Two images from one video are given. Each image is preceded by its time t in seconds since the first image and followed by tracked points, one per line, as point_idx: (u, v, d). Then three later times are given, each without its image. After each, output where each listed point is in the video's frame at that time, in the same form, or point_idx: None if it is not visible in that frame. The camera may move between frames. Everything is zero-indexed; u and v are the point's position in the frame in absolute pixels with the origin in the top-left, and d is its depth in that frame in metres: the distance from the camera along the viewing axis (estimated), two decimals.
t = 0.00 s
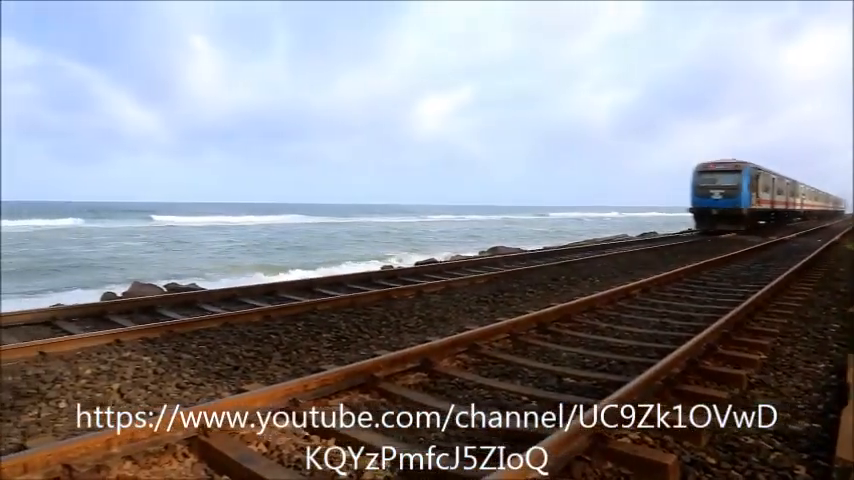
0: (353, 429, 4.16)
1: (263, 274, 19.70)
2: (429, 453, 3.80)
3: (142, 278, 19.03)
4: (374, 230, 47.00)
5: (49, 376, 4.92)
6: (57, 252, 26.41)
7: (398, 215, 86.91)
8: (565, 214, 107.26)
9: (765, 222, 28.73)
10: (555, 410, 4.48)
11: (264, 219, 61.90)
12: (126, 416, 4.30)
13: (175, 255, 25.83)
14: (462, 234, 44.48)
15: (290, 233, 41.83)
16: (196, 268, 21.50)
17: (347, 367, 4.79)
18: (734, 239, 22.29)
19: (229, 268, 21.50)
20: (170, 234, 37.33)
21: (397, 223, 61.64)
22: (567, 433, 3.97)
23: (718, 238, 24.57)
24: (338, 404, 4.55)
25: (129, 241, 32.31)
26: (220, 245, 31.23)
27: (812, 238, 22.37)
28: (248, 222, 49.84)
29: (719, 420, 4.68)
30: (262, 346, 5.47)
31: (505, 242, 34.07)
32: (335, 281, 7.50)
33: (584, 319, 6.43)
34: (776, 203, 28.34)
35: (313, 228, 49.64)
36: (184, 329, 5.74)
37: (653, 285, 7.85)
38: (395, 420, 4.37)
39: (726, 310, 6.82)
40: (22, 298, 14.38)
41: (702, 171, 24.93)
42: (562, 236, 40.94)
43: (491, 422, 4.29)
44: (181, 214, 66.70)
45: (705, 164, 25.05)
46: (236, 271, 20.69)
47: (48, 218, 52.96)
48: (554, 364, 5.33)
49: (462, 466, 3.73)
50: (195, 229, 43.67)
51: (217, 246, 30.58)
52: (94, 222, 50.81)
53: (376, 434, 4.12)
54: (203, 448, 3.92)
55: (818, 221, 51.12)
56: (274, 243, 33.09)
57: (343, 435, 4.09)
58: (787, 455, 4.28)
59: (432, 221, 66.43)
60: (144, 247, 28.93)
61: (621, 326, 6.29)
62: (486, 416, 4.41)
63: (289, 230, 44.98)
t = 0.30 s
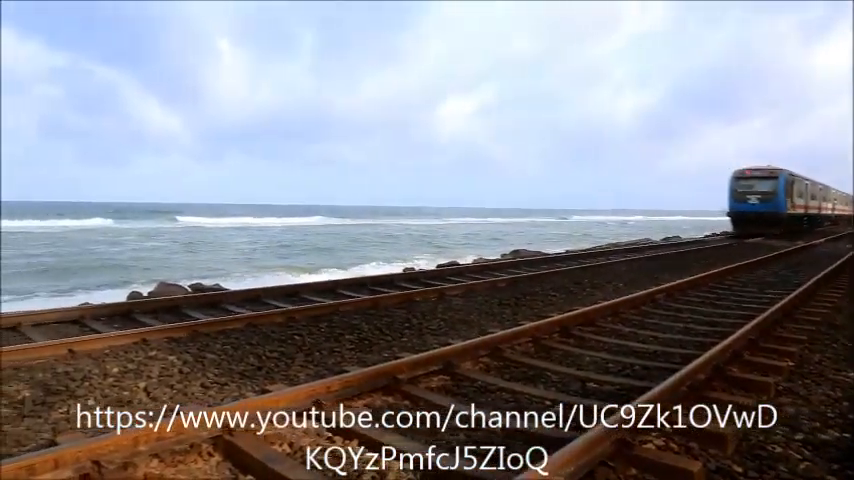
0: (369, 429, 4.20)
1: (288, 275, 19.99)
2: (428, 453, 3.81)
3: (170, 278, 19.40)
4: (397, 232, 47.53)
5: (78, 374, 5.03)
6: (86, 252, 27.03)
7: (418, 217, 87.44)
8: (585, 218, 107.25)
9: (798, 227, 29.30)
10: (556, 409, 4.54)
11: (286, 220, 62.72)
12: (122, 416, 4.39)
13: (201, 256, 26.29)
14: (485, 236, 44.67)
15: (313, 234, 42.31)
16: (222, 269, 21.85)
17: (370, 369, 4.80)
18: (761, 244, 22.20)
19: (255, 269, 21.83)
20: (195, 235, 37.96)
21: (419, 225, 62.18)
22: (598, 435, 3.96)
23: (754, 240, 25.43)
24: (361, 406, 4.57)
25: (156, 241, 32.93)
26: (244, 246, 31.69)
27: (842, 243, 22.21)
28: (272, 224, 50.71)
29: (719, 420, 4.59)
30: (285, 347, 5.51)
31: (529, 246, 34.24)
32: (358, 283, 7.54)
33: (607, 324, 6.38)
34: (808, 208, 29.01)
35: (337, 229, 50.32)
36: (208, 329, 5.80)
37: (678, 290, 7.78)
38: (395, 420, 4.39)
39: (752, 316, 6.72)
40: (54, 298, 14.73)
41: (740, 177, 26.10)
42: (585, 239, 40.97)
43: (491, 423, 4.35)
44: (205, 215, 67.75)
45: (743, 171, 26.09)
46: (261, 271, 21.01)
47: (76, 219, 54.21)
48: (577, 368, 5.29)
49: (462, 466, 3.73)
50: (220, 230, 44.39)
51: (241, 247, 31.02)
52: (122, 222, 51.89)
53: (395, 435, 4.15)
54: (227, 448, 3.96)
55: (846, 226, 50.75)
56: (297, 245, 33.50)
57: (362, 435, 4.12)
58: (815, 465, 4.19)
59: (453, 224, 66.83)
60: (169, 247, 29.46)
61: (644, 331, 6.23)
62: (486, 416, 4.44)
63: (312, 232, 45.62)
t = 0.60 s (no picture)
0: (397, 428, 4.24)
1: (318, 275, 20.21)
2: (430, 452, 3.85)
3: (204, 278, 19.80)
4: (426, 233, 47.75)
5: (117, 371, 5.17)
6: (121, 252, 27.68)
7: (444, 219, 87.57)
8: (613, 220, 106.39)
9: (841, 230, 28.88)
10: (557, 410, 4.56)
11: (314, 221, 63.36)
12: (124, 416, 4.48)
13: (234, 256, 26.79)
14: (514, 238, 44.65)
15: (343, 235, 42.75)
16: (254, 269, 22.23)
17: (403, 371, 4.81)
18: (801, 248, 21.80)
19: (286, 269, 22.14)
20: (228, 236, 38.66)
21: (447, 227, 62.32)
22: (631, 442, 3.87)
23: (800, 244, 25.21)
24: (393, 407, 4.58)
25: (189, 242, 33.65)
26: (275, 246, 32.14)
27: None
28: (302, 226, 51.36)
29: (719, 420, 4.50)
30: (317, 347, 5.56)
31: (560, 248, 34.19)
32: (389, 284, 7.57)
33: (640, 328, 6.29)
34: None
35: (365, 230, 50.78)
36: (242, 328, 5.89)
37: (713, 294, 7.64)
38: (395, 420, 4.38)
39: (791, 321, 6.55)
40: (95, 295, 15.16)
41: (787, 181, 25.93)
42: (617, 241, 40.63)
43: (491, 423, 4.38)
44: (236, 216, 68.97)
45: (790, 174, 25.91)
46: (291, 272, 21.29)
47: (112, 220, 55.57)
48: (610, 372, 5.23)
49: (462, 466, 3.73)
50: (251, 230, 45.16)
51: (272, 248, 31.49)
52: (157, 223, 53.16)
53: (423, 434, 4.17)
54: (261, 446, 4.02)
55: None
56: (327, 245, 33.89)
57: (391, 435, 4.15)
58: None
59: (481, 226, 66.79)
60: (202, 248, 30.00)
61: (679, 335, 6.13)
62: (486, 415, 4.47)
63: (341, 233, 46.09)
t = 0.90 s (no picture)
0: (423, 429, 4.25)
1: (342, 276, 20.33)
2: (428, 453, 3.90)
3: (231, 278, 20.09)
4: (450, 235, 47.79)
5: (148, 370, 5.26)
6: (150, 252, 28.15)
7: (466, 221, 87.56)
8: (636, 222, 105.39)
9: None
10: (556, 409, 4.60)
11: (337, 223, 63.73)
12: (122, 415, 4.56)
13: (259, 256, 27.14)
14: (540, 240, 44.41)
15: (367, 237, 43.03)
16: (280, 269, 22.48)
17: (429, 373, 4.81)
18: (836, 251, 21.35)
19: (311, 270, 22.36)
20: (253, 236, 39.14)
21: (470, 228, 62.26)
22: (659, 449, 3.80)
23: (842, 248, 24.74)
24: (419, 409, 4.58)
25: (216, 242, 34.17)
26: (300, 247, 32.45)
27: None
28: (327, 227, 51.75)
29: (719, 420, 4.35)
30: (344, 348, 5.59)
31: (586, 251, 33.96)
32: (415, 286, 7.58)
33: (668, 332, 6.22)
34: None
35: (389, 231, 51.00)
36: (270, 329, 5.94)
37: (742, 298, 7.52)
38: (394, 420, 4.38)
39: (824, 327, 6.41)
40: (127, 295, 15.49)
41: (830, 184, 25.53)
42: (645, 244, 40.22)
43: (491, 423, 4.40)
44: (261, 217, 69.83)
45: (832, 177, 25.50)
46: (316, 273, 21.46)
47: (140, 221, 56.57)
48: (637, 376, 5.17)
49: (460, 465, 3.80)
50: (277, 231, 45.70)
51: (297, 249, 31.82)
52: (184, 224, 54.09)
53: (447, 436, 4.18)
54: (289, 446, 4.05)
55: None
56: (351, 247, 34.11)
57: (417, 436, 4.15)
58: None
59: (504, 227, 66.61)
60: (227, 249, 30.38)
61: (708, 340, 6.04)
62: (486, 415, 4.49)
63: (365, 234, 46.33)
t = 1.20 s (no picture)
0: (454, 433, 4.26)
1: (371, 280, 20.46)
2: (429, 453, 3.96)
3: (261, 281, 20.39)
4: (478, 239, 47.79)
5: (183, 370, 5.35)
6: (183, 254, 28.75)
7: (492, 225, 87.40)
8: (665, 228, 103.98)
9: None
10: (556, 409, 4.64)
11: (365, 226, 64.12)
12: (123, 415, 4.65)
13: (288, 259, 27.50)
14: (569, 245, 44.04)
15: (395, 240, 43.24)
16: (308, 272, 22.74)
17: (462, 377, 4.81)
18: None
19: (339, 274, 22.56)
20: (282, 239, 39.65)
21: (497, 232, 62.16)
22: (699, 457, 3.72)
23: None
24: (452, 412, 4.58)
25: (246, 245, 34.72)
26: (327, 251, 32.77)
27: None
28: (354, 230, 52.28)
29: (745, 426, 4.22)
30: (375, 351, 5.62)
31: (615, 256, 33.56)
32: (446, 290, 7.59)
33: (703, 340, 6.12)
34: None
35: (416, 235, 51.23)
36: (302, 331, 6.00)
37: (780, 307, 7.36)
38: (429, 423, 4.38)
39: None
40: (162, 296, 15.84)
41: None
42: (676, 250, 39.61)
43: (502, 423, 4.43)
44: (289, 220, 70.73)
45: None
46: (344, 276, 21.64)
47: (173, 223, 57.75)
48: (672, 385, 5.10)
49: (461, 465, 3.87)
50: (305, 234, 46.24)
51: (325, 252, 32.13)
52: (216, 226, 55.05)
53: (477, 439, 4.19)
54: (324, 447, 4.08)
55: None
56: (378, 251, 34.33)
57: (449, 441, 4.15)
58: None
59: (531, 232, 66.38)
60: (258, 251, 30.84)
61: (744, 348, 5.93)
62: (487, 415, 4.53)
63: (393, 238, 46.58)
